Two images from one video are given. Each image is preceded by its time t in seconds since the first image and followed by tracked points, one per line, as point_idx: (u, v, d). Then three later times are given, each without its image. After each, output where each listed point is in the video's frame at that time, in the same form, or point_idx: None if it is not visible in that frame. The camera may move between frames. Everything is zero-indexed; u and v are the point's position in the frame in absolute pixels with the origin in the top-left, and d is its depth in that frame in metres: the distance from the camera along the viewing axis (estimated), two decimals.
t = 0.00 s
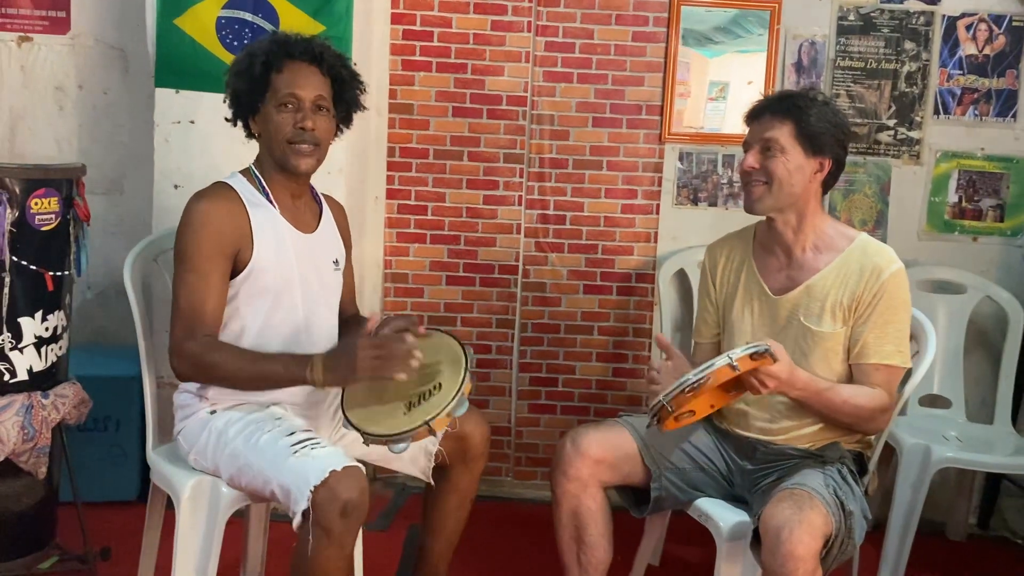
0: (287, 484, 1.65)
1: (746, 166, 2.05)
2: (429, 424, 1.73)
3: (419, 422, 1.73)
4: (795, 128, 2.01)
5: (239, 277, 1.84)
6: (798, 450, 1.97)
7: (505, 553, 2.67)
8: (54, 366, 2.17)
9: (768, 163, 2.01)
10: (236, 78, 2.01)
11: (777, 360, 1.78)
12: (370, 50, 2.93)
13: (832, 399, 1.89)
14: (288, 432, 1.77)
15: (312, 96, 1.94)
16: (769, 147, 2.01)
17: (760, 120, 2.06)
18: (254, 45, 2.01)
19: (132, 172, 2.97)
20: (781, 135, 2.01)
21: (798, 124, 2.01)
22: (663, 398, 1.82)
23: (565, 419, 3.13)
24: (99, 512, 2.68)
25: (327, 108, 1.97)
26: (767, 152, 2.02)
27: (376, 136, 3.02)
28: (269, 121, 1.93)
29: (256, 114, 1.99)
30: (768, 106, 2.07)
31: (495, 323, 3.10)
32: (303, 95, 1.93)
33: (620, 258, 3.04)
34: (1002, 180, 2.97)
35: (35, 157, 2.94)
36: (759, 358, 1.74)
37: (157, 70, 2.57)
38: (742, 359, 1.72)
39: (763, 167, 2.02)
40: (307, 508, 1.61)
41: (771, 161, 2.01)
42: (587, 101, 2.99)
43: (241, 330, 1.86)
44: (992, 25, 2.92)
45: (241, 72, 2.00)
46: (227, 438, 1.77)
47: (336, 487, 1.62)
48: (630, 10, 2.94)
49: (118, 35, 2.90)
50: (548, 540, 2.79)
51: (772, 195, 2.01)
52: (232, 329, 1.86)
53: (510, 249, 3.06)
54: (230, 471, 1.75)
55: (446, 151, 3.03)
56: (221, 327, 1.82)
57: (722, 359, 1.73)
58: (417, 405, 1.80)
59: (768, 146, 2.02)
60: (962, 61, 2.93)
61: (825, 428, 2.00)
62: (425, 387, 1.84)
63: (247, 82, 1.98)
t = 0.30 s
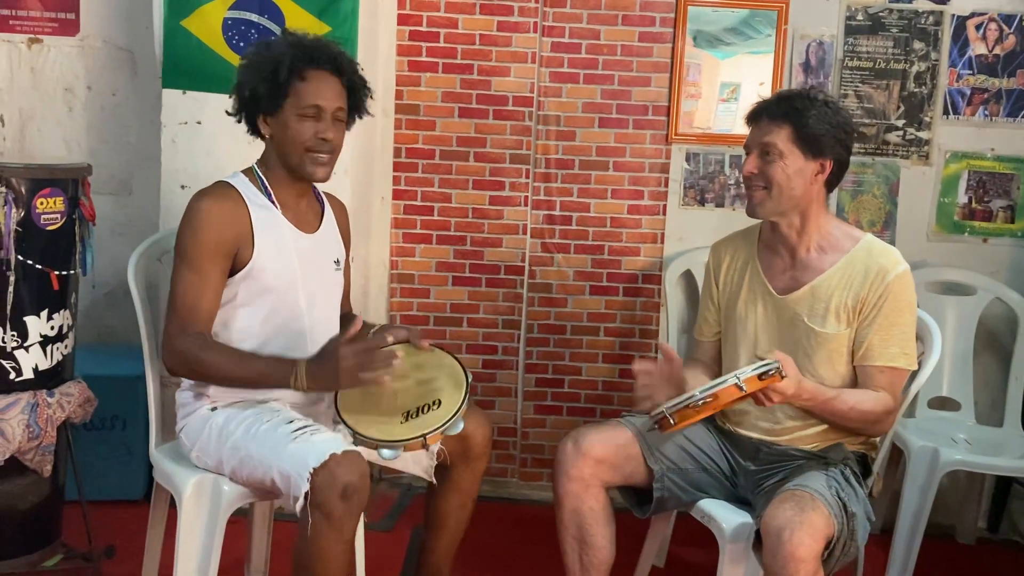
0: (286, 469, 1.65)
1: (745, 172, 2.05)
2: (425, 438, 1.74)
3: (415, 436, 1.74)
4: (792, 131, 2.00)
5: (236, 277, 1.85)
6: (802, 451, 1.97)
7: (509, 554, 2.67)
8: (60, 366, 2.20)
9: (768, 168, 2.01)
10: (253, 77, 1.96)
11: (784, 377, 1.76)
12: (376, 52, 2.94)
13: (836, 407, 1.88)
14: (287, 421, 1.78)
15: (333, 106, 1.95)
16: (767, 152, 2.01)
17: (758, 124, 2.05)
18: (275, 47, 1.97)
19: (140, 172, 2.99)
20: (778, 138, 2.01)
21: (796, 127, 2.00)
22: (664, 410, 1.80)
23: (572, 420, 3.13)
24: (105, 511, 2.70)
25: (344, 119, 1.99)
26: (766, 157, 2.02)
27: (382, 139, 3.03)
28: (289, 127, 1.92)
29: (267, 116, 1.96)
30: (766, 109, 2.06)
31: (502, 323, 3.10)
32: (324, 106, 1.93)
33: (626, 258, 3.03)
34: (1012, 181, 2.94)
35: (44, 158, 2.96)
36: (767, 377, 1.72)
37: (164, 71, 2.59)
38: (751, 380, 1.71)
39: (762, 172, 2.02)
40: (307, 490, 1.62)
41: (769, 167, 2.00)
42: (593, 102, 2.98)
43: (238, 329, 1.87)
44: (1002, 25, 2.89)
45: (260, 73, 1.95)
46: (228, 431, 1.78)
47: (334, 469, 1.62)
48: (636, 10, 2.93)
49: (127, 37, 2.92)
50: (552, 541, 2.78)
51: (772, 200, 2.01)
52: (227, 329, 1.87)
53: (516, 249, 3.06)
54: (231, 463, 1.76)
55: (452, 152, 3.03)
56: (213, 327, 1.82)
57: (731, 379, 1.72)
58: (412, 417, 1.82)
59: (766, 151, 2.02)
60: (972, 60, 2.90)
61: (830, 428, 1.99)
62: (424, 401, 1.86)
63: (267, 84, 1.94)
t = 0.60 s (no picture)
0: (293, 480, 1.66)
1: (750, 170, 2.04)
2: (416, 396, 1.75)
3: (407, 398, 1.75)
4: (797, 131, 1.99)
5: (239, 277, 1.85)
6: (809, 454, 1.96)
7: (515, 555, 2.67)
8: (66, 365, 2.22)
9: (772, 168, 2.00)
10: (296, 85, 1.89)
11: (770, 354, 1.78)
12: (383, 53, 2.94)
13: (847, 406, 1.85)
14: (296, 430, 1.78)
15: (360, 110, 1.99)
16: (772, 151, 2.00)
17: (765, 124, 2.05)
18: (311, 54, 1.93)
19: (148, 174, 3.00)
20: (783, 137, 2.00)
21: (801, 128, 1.99)
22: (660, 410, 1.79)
23: (579, 422, 3.12)
24: (112, 510, 2.71)
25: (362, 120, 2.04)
26: (771, 156, 2.01)
27: (389, 140, 3.03)
28: (327, 134, 1.92)
29: (296, 125, 1.92)
30: (774, 108, 2.05)
31: (508, 325, 3.09)
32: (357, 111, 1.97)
33: (633, 260, 3.03)
34: None
35: (53, 159, 2.98)
36: (744, 347, 1.76)
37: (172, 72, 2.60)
38: (726, 347, 1.75)
39: (767, 171, 2.01)
40: (313, 503, 1.62)
41: (774, 166, 1.99)
42: (600, 103, 2.98)
43: (245, 330, 1.88)
44: (1013, 25, 2.87)
45: (306, 80, 1.90)
46: (235, 436, 1.78)
47: (341, 482, 1.62)
48: (644, 11, 2.93)
49: (136, 38, 2.94)
50: (558, 542, 2.78)
51: (777, 200, 2.00)
52: (235, 329, 1.88)
53: (523, 250, 3.05)
54: (237, 468, 1.76)
55: (459, 153, 3.03)
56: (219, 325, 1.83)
57: (705, 351, 1.77)
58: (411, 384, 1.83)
59: (771, 150, 2.01)
60: (982, 61, 2.88)
61: (836, 431, 1.97)
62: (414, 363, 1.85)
63: (315, 93, 1.90)
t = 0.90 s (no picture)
0: (301, 479, 1.66)
1: (760, 164, 2.04)
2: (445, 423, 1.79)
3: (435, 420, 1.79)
4: (809, 126, 1.98)
5: (256, 273, 1.85)
6: (815, 454, 1.95)
7: (521, 554, 2.67)
8: (74, 364, 2.23)
9: (781, 163, 1.99)
10: (309, 84, 1.90)
11: (787, 356, 1.76)
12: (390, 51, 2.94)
13: (847, 401, 1.86)
14: (303, 428, 1.79)
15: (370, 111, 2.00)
16: (782, 145, 1.99)
17: (774, 120, 2.04)
18: (324, 54, 1.93)
19: (156, 173, 3.01)
20: (795, 132, 1.99)
21: (813, 122, 1.98)
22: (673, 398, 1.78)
23: (585, 421, 3.12)
24: (120, 508, 2.72)
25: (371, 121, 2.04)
26: (780, 151, 2.00)
27: (397, 139, 3.04)
28: (336, 133, 1.92)
29: (307, 124, 1.92)
30: (785, 104, 2.04)
31: (515, 324, 3.09)
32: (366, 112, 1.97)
33: (640, 259, 3.02)
34: None
35: (61, 157, 2.99)
36: (770, 353, 1.72)
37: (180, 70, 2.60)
38: (752, 354, 1.70)
39: (776, 165, 2.00)
40: (321, 502, 1.62)
41: (784, 160, 1.99)
42: (607, 102, 2.97)
43: (258, 328, 1.88)
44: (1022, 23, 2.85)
45: (317, 79, 1.90)
46: (243, 435, 1.79)
47: (349, 482, 1.63)
48: (651, 9, 2.92)
49: (144, 38, 2.95)
50: (565, 541, 2.77)
51: (785, 195, 2.00)
52: (250, 326, 1.88)
53: (530, 249, 3.05)
54: (246, 467, 1.77)
55: (466, 152, 3.03)
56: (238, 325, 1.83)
57: (732, 354, 1.72)
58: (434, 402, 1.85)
59: (781, 145, 2.00)
60: (991, 59, 2.87)
61: (843, 430, 1.96)
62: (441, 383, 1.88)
63: (327, 92, 1.90)
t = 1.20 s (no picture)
0: (302, 477, 1.66)
1: (762, 166, 2.03)
2: (455, 429, 1.76)
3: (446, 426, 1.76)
4: (811, 126, 1.98)
5: (256, 269, 1.85)
6: (821, 452, 1.95)
7: (525, 553, 2.66)
8: (79, 362, 2.23)
9: (785, 163, 1.98)
10: (315, 78, 1.90)
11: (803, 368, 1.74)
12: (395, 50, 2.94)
13: (860, 401, 1.85)
14: (304, 425, 1.78)
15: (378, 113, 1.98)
16: (784, 146, 1.99)
17: (777, 120, 2.03)
18: (335, 52, 1.93)
19: (160, 171, 3.02)
20: (796, 133, 1.98)
21: (815, 121, 1.97)
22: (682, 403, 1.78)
23: (590, 420, 3.12)
24: (125, 506, 2.72)
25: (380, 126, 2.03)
26: (783, 152, 1.99)
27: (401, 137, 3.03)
28: (338, 131, 1.92)
29: (310, 118, 1.92)
30: (785, 105, 2.03)
31: (520, 322, 3.09)
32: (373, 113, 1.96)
33: (645, 257, 3.02)
34: None
35: (67, 156, 3.00)
36: (787, 369, 1.69)
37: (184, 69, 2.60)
38: (769, 372, 1.68)
39: (780, 166, 2.00)
40: (322, 500, 1.62)
41: (786, 161, 1.98)
42: (612, 100, 2.97)
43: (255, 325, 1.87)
44: None
45: (324, 75, 1.91)
46: (244, 433, 1.79)
47: (350, 479, 1.63)
48: (656, 7, 2.92)
49: (149, 36, 2.95)
50: (569, 540, 2.77)
51: (790, 195, 1.99)
52: (245, 323, 1.87)
53: (535, 248, 3.05)
54: (247, 465, 1.77)
55: (470, 150, 3.03)
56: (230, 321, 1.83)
57: (748, 371, 1.69)
58: (440, 409, 1.83)
59: (784, 146, 2.00)
60: (998, 56, 2.85)
61: (851, 428, 1.96)
62: (450, 394, 1.87)
63: (332, 88, 1.90)
